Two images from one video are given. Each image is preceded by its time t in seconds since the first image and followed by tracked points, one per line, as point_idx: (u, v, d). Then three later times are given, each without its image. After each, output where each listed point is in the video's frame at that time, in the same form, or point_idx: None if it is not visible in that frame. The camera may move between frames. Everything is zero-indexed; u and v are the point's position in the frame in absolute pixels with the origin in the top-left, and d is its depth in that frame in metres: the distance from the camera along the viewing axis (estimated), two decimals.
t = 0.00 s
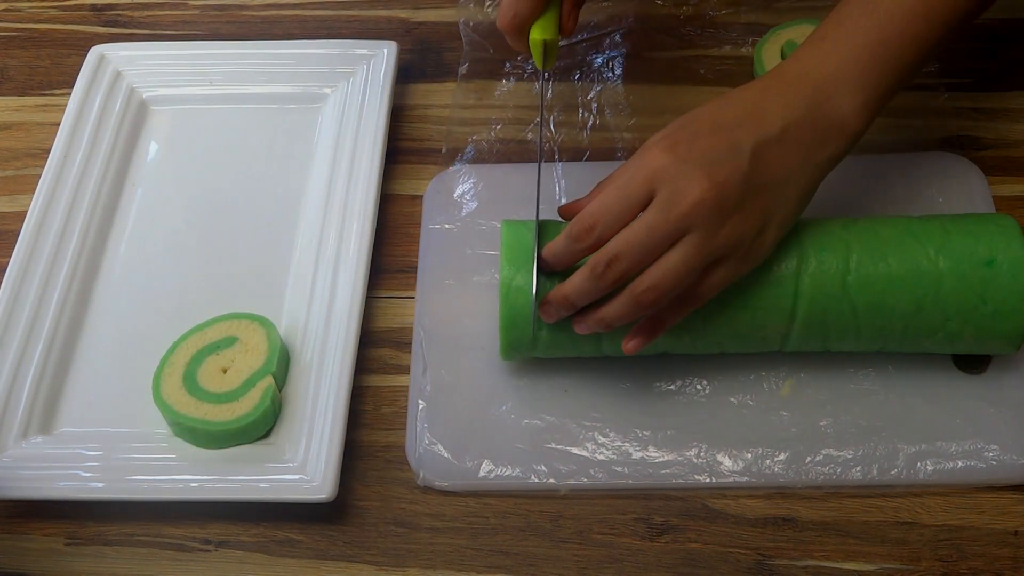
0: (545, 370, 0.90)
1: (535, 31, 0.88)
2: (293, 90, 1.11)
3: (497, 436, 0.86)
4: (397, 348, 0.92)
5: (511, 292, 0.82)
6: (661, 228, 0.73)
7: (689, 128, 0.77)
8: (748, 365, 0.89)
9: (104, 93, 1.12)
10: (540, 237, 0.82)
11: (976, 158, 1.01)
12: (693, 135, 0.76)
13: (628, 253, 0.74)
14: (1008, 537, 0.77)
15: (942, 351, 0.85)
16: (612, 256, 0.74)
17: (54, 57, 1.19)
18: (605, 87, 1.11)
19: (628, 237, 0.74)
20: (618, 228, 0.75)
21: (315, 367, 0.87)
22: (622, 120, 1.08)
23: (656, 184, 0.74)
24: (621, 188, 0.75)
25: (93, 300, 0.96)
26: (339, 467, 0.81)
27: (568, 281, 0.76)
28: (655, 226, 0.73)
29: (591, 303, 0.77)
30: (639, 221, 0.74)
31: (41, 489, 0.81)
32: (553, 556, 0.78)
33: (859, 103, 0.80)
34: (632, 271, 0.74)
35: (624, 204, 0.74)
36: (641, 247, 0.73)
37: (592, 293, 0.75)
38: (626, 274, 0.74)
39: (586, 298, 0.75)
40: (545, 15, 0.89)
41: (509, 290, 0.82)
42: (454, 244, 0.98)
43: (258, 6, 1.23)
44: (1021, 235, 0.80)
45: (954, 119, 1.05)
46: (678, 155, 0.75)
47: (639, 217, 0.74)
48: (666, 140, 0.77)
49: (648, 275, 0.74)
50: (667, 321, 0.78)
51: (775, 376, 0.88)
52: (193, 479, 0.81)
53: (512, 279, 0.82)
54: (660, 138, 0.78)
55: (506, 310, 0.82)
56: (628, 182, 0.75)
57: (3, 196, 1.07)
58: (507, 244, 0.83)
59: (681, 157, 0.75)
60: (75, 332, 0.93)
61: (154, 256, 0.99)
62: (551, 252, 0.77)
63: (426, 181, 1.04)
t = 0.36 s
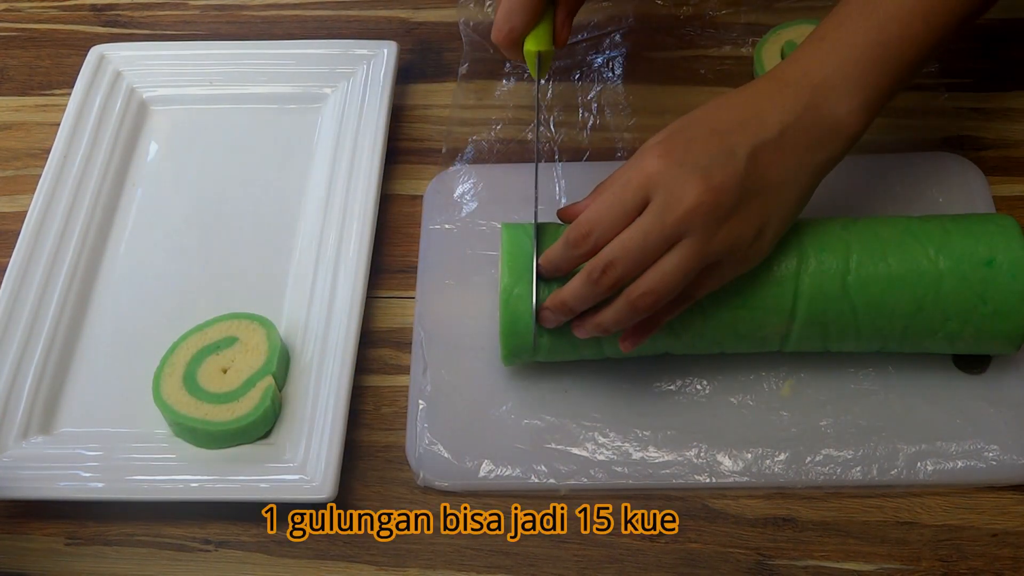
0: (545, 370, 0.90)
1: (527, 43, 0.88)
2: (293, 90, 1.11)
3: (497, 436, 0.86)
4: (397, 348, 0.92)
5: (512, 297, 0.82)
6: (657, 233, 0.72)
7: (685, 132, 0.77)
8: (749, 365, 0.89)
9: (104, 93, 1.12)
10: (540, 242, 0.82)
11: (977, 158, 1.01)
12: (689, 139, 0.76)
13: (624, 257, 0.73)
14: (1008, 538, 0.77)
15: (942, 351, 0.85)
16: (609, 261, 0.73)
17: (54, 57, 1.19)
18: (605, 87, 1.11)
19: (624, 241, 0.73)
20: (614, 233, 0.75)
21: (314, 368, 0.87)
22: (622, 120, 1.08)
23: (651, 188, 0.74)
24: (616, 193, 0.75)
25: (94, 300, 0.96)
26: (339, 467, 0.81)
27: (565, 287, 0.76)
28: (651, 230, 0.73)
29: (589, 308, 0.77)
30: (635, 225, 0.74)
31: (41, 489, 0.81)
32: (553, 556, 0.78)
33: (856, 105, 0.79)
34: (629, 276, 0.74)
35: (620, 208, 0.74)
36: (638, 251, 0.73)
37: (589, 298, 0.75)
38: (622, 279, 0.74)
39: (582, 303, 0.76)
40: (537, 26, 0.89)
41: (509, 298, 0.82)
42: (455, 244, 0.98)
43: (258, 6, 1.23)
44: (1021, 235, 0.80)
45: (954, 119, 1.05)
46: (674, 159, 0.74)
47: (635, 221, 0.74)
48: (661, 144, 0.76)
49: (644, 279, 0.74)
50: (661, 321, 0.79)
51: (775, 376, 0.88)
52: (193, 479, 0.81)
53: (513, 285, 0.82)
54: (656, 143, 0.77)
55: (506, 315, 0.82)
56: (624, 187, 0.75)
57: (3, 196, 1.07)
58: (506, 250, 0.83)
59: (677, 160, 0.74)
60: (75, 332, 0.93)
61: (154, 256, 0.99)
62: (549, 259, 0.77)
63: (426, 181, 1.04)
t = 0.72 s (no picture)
0: (545, 371, 0.90)
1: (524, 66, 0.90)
2: (293, 90, 1.11)
3: (497, 437, 0.86)
4: (398, 348, 0.92)
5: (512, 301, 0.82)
6: (656, 235, 0.72)
7: (682, 136, 0.77)
8: (749, 365, 0.89)
9: (103, 93, 1.12)
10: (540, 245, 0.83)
11: (976, 159, 1.01)
12: (686, 142, 0.76)
13: (624, 260, 0.73)
14: (1008, 538, 0.77)
15: (942, 351, 0.85)
16: (608, 264, 0.73)
17: (54, 57, 1.19)
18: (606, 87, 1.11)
19: (623, 245, 0.73)
20: (613, 237, 0.75)
21: (314, 368, 0.87)
22: (622, 121, 1.08)
23: (650, 191, 0.74)
24: (614, 197, 0.75)
25: (94, 300, 0.96)
26: (339, 467, 0.81)
27: (565, 289, 0.76)
28: (650, 233, 0.72)
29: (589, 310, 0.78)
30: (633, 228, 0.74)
31: (41, 489, 0.81)
32: (553, 556, 0.78)
33: (854, 106, 0.80)
34: (629, 278, 0.74)
35: (619, 211, 0.74)
36: (637, 254, 0.73)
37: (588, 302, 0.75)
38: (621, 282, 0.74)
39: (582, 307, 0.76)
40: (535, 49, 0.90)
41: (510, 302, 0.82)
42: (454, 244, 0.98)
43: (258, 6, 1.23)
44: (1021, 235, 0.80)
45: (954, 119, 1.05)
46: (670, 162, 0.74)
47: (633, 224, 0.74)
48: (659, 148, 0.76)
49: (643, 282, 0.74)
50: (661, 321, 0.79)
51: (775, 376, 0.88)
52: (193, 479, 0.81)
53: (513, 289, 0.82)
54: (653, 146, 0.77)
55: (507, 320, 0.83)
56: (621, 190, 0.75)
57: (3, 196, 1.07)
58: (506, 254, 0.83)
59: (675, 164, 0.74)
60: (75, 332, 0.93)
61: (154, 256, 0.99)
62: (548, 263, 0.77)
63: (426, 181, 1.04)
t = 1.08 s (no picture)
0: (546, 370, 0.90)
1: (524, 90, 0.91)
2: (293, 90, 1.11)
3: (497, 437, 0.86)
4: (398, 347, 0.92)
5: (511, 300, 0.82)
6: (656, 234, 0.72)
7: (681, 134, 0.77)
8: (749, 365, 0.89)
9: (103, 93, 1.12)
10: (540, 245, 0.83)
11: (976, 159, 1.01)
12: (685, 141, 0.76)
13: (624, 260, 0.73)
14: (1008, 538, 0.77)
15: (942, 351, 0.85)
16: (608, 264, 0.73)
17: (54, 57, 1.19)
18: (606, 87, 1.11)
19: (623, 244, 0.73)
20: (613, 236, 0.75)
21: (314, 369, 0.87)
22: (622, 120, 1.08)
23: (649, 191, 0.74)
24: (613, 196, 0.75)
25: (94, 300, 0.96)
26: (339, 467, 0.81)
27: (565, 289, 0.76)
28: (650, 233, 0.73)
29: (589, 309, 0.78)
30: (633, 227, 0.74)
31: (41, 489, 0.81)
32: (553, 556, 0.78)
33: (852, 103, 0.80)
34: (629, 278, 0.74)
35: (619, 211, 0.74)
36: (638, 253, 0.73)
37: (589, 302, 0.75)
38: (622, 282, 0.74)
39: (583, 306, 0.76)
40: (534, 71, 0.91)
41: (510, 300, 0.82)
42: (454, 244, 0.98)
43: (258, 6, 1.23)
44: (1021, 235, 0.80)
45: (954, 119, 1.05)
46: (669, 161, 0.74)
47: (633, 224, 0.74)
48: (657, 147, 0.76)
49: (644, 281, 0.74)
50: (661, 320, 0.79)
51: (775, 376, 0.88)
52: (193, 478, 0.81)
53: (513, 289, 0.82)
54: (652, 145, 0.77)
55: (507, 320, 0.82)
56: (621, 190, 0.75)
57: (3, 196, 1.07)
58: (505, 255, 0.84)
59: (674, 163, 0.74)
60: (75, 332, 0.93)
61: (154, 256, 0.99)
62: (548, 263, 0.77)
63: (426, 181, 1.04)
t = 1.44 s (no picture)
0: (546, 370, 0.90)
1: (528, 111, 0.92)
2: (293, 90, 1.11)
3: (497, 437, 0.86)
4: (397, 347, 0.92)
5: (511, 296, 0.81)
6: (653, 232, 0.73)
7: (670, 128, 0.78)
8: (749, 365, 0.89)
9: (103, 93, 1.12)
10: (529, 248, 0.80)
11: (976, 159, 1.01)
12: (675, 137, 0.76)
13: (624, 263, 0.73)
14: (1008, 538, 0.77)
15: (942, 351, 0.85)
16: (610, 270, 0.73)
17: (54, 57, 1.19)
18: (605, 87, 1.11)
19: (622, 246, 0.74)
20: (613, 238, 0.74)
21: (314, 368, 0.87)
22: (622, 120, 1.08)
23: (644, 190, 0.74)
24: (607, 195, 0.75)
25: (94, 300, 0.96)
26: (339, 467, 0.81)
27: (566, 298, 0.75)
28: (648, 234, 0.73)
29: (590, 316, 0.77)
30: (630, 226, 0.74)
31: (41, 489, 0.81)
32: (553, 556, 0.78)
33: (843, 91, 0.80)
34: (630, 280, 0.74)
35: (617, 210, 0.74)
36: (637, 254, 0.73)
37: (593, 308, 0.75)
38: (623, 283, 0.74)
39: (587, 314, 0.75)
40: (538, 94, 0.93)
41: (510, 290, 0.81)
42: (454, 244, 0.98)
43: (258, 6, 1.23)
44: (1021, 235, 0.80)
45: (954, 119, 1.05)
46: (658, 157, 0.75)
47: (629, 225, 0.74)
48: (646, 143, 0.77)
49: (645, 281, 0.74)
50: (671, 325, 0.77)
51: (775, 376, 0.88)
52: (193, 478, 0.81)
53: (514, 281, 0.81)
54: (641, 140, 0.77)
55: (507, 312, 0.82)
56: (614, 190, 0.75)
57: (3, 196, 1.07)
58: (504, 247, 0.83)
59: (664, 159, 0.75)
60: (75, 332, 0.93)
61: (155, 256, 0.99)
62: (546, 271, 0.74)
63: (426, 181, 1.04)
